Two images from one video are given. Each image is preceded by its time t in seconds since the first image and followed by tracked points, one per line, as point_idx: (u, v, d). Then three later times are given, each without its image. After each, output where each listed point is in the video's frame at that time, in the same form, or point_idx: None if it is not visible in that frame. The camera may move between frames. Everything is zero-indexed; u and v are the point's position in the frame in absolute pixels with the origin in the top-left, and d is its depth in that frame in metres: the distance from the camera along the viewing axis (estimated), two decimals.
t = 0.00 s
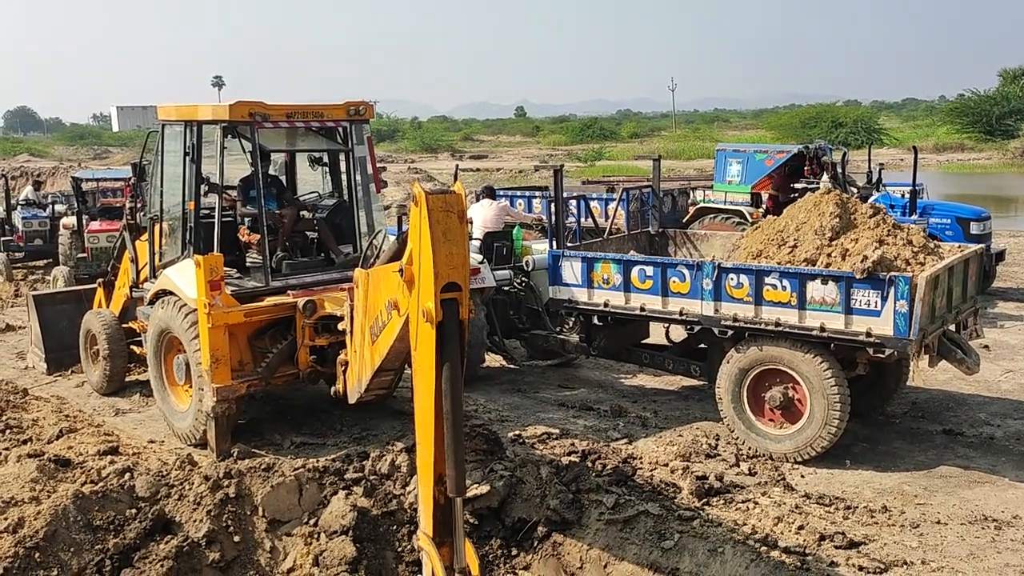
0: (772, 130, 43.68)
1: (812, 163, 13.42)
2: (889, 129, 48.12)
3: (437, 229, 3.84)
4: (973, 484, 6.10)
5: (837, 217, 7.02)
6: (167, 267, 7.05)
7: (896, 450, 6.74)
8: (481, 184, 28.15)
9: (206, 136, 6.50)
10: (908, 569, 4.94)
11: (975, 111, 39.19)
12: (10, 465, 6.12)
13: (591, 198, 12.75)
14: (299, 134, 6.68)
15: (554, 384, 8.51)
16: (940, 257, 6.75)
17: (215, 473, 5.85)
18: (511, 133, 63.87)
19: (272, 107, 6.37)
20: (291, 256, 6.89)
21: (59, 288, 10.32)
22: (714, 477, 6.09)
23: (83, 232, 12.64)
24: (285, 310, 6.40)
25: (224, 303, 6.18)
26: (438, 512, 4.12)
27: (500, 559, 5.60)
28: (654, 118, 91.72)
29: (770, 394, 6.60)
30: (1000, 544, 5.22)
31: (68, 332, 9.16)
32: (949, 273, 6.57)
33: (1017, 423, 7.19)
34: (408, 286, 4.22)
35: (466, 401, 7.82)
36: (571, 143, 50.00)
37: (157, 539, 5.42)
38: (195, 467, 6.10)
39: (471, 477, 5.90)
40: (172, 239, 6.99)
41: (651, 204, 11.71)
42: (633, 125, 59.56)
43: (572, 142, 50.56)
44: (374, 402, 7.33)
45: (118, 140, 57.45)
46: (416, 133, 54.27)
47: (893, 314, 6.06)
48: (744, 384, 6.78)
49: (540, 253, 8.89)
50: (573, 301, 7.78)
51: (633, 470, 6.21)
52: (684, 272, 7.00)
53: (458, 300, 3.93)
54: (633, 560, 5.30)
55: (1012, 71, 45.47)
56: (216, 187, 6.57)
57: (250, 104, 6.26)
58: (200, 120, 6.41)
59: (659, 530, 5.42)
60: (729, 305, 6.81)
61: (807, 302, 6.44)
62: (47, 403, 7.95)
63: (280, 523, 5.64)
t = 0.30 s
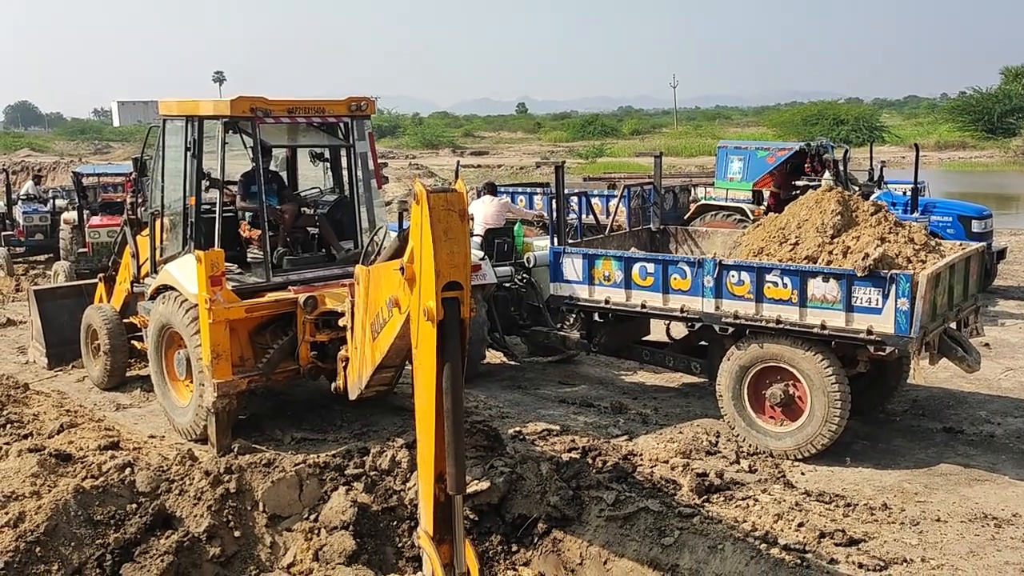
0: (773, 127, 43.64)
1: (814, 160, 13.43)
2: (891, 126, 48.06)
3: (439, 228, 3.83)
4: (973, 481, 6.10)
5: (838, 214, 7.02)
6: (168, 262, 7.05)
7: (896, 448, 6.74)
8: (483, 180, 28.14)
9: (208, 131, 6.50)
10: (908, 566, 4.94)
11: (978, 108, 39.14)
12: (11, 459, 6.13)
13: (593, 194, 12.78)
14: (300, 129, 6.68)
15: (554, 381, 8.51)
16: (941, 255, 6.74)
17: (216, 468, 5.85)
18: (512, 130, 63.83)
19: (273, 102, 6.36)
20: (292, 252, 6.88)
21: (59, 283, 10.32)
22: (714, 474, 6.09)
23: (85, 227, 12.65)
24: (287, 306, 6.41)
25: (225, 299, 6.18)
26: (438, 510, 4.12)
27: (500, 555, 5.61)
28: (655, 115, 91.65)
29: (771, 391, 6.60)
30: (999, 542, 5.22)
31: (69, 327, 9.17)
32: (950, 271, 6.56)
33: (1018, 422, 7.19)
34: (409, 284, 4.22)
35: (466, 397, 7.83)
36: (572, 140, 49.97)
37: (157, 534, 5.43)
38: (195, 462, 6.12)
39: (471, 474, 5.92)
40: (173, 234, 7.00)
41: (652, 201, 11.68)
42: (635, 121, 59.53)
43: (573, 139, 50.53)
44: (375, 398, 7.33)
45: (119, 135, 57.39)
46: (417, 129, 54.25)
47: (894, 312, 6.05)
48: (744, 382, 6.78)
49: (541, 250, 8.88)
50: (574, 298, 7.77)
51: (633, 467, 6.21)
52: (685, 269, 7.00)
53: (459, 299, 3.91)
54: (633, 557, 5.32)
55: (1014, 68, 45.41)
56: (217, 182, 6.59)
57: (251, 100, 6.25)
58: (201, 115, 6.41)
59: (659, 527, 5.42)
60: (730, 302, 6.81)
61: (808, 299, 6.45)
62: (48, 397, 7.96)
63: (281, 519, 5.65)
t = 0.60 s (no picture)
0: (775, 125, 43.62)
1: (815, 159, 13.43)
2: (893, 125, 48.03)
3: (441, 225, 3.83)
4: (974, 480, 6.10)
5: (840, 213, 7.02)
6: (169, 258, 7.05)
7: (896, 446, 6.74)
8: (484, 177, 28.12)
9: (209, 128, 6.50)
10: (908, 565, 4.94)
11: (979, 107, 39.12)
12: (13, 454, 6.14)
13: (594, 192, 12.78)
14: (302, 126, 6.68)
15: (555, 378, 8.51)
16: (943, 254, 6.74)
17: (217, 464, 5.86)
18: (513, 127, 63.79)
19: (275, 98, 6.35)
20: (293, 248, 6.88)
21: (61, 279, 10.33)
22: (715, 472, 6.09)
23: (86, 223, 12.65)
24: (288, 302, 6.42)
25: (227, 295, 6.18)
26: (438, 505, 4.12)
27: (500, 552, 5.59)
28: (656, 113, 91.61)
29: (772, 389, 6.61)
30: (1000, 541, 5.22)
31: (70, 323, 9.17)
32: (952, 270, 6.56)
33: (1018, 421, 7.19)
34: (411, 280, 4.22)
35: (467, 394, 7.83)
36: (573, 137, 49.97)
37: (158, 529, 5.43)
38: (196, 458, 6.13)
39: (472, 471, 5.94)
40: (175, 230, 7.00)
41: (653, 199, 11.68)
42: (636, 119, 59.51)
43: (574, 136, 50.53)
44: (376, 394, 7.34)
45: (120, 131, 57.42)
46: (418, 126, 54.25)
47: (895, 311, 6.05)
48: (745, 380, 6.78)
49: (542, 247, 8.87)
50: (575, 295, 7.77)
51: (634, 465, 6.21)
52: (686, 266, 7.01)
53: (461, 296, 3.90)
54: (633, 555, 5.29)
55: (1016, 68, 45.40)
56: (219, 178, 6.59)
57: (253, 96, 6.24)
58: (203, 111, 6.40)
59: (659, 524, 5.43)
60: (732, 300, 6.81)
61: (810, 298, 6.45)
62: (49, 393, 7.96)
63: (281, 515, 5.66)
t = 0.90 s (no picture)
0: (775, 124, 43.61)
1: (815, 159, 13.43)
2: (893, 125, 48.03)
3: (441, 224, 3.83)
4: (973, 480, 6.10)
5: (840, 212, 7.02)
6: (169, 256, 7.05)
7: (896, 446, 6.74)
8: (484, 176, 28.10)
9: (210, 125, 6.50)
10: (907, 564, 4.95)
11: (979, 107, 39.13)
12: (12, 451, 6.13)
13: (594, 191, 12.78)
14: (303, 124, 6.67)
15: (554, 377, 8.51)
16: (943, 254, 6.74)
17: (216, 462, 5.86)
18: (514, 126, 63.78)
19: (275, 96, 6.35)
20: (293, 246, 6.88)
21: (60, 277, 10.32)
22: (714, 471, 6.09)
23: (86, 220, 12.65)
24: (287, 300, 6.42)
25: (226, 293, 6.18)
26: (436, 504, 4.12)
27: (499, 550, 5.60)
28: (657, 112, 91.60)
29: (772, 388, 6.61)
30: (999, 541, 5.22)
31: (70, 320, 9.17)
32: (952, 270, 6.56)
33: (1017, 421, 7.19)
34: (410, 279, 4.22)
35: (466, 393, 7.84)
36: (574, 136, 49.96)
37: (157, 527, 5.42)
38: (196, 456, 6.13)
39: (472, 469, 5.95)
40: (174, 228, 7.00)
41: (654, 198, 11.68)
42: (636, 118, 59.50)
43: (574, 135, 50.51)
44: (375, 392, 7.34)
45: (120, 128, 57.41)
46: (419, 124, 54.24)
47: (895, 311, 6.05)
48: (745, 379, 6.78)
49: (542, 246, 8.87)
50: (575, 294, 7.77)
51: (632, 464, 6.21)
52: (687, 266, 7.01)
53: (461, 295, 3.90)
54: (632, 554, 5.29)
55: (1016, 68, 45.41)
56: (219, 176, 6.59)
57: (254, 94, 6.23)
58: (203, 109, 6.40)
59: (658, 523, 5.43)
60: (731, 299, 6.81)
61: (809, 297, 6.45)
62: (49, 390, 7.96)
63: (280, 513, 5.65)
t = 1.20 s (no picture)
0: (775, 125, 43.63)
1: (815, 159, 13.43)
2: (893, 125, 48.04)
3: (439, 224, 3.83)
4: (971, 481, 6.11)
5: (839, 213, 7.02)
6: (168, 254, 7.06)
7: (894, 447, 6.74)
8: (485, 176, 28.12)
9: (209, 124, 6.50)
10: (905, 565, 4.95)
11: (979, 108, 39.15)
12: (10, 449, 6.13)
13: (593, 190, 12.79)
14: (302, 123, 6.66)
15: (553, 377, 8.51)
16: (942, 255, 6.74)
17: (215, 461, 5.85)
18: (513, 125, 63.80)
19: (275, 95, 6.34)
20: (292, 245, 6.89)
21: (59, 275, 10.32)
22: (712, 471, 6.09)
23: (85, 219, 12.63)
24: (286, 299, 6.42)
25: (225, 291, 6.18)
26: (434, 504, 4.12)
27: (497, 549, 5.60)
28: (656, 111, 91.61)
29: (770, 388, 6.61)
30: (996, 542, 5.23)
31: (69, 318, 9.17)
32: (950, 271, 6.56)
33: (1015, 422, 7.20)
34: (409, 279, 4.22)
35: (465, 392, 7.84)
36: (573, 136, 49.97)
37: (155, 525, 5.43)
38: (194, 454, 6.12)
39: (471, 468, 5.96)
40: (173, 226, 7.00)
41: (653, 198, 11.69)
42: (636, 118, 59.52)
43: (574, 135, 50.52)
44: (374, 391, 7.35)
45: (119, 127, 57.39)
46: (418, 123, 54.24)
47: (893, 312, 6.06)
48: (743, 379, 6.78)
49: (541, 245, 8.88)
50: (574, 294, 7.78)
51: (631, 464, 6.22)
52: (686, 266, 7.01)
53: (459, 296, 3.90)
54: (630, 554, 5.30)
55: (1016, 68, 45.42)
56: (218, 175, 6.60)
57: (253, 93, 6.23)
58: (202, 108, 6.41)
59: (657, 523, 5.43)
60: (730, 299, 6.81)
61: (808, 298, 6.45)
62: (47, 388, 7.96)
63: (279, 511, 5.64)
